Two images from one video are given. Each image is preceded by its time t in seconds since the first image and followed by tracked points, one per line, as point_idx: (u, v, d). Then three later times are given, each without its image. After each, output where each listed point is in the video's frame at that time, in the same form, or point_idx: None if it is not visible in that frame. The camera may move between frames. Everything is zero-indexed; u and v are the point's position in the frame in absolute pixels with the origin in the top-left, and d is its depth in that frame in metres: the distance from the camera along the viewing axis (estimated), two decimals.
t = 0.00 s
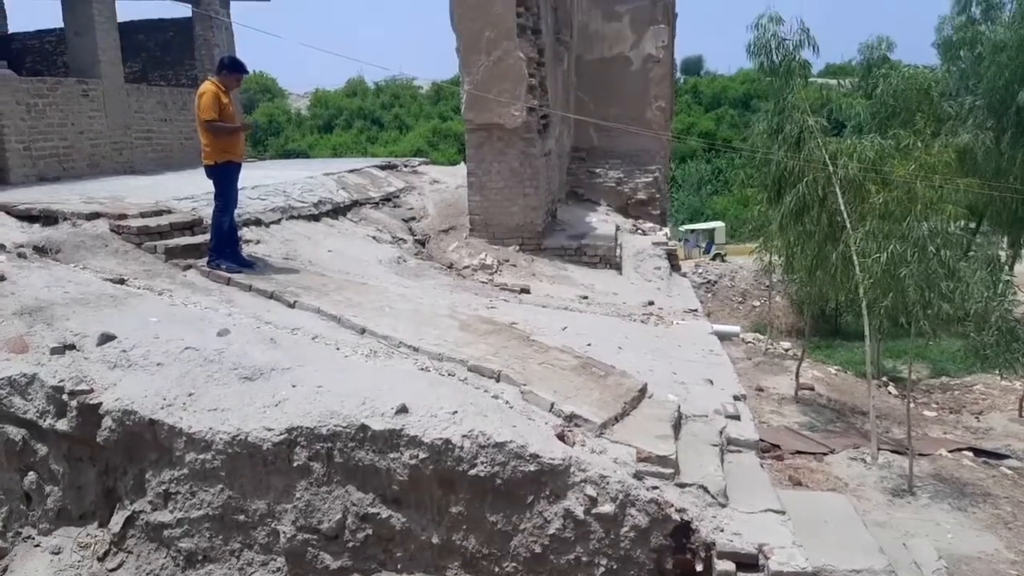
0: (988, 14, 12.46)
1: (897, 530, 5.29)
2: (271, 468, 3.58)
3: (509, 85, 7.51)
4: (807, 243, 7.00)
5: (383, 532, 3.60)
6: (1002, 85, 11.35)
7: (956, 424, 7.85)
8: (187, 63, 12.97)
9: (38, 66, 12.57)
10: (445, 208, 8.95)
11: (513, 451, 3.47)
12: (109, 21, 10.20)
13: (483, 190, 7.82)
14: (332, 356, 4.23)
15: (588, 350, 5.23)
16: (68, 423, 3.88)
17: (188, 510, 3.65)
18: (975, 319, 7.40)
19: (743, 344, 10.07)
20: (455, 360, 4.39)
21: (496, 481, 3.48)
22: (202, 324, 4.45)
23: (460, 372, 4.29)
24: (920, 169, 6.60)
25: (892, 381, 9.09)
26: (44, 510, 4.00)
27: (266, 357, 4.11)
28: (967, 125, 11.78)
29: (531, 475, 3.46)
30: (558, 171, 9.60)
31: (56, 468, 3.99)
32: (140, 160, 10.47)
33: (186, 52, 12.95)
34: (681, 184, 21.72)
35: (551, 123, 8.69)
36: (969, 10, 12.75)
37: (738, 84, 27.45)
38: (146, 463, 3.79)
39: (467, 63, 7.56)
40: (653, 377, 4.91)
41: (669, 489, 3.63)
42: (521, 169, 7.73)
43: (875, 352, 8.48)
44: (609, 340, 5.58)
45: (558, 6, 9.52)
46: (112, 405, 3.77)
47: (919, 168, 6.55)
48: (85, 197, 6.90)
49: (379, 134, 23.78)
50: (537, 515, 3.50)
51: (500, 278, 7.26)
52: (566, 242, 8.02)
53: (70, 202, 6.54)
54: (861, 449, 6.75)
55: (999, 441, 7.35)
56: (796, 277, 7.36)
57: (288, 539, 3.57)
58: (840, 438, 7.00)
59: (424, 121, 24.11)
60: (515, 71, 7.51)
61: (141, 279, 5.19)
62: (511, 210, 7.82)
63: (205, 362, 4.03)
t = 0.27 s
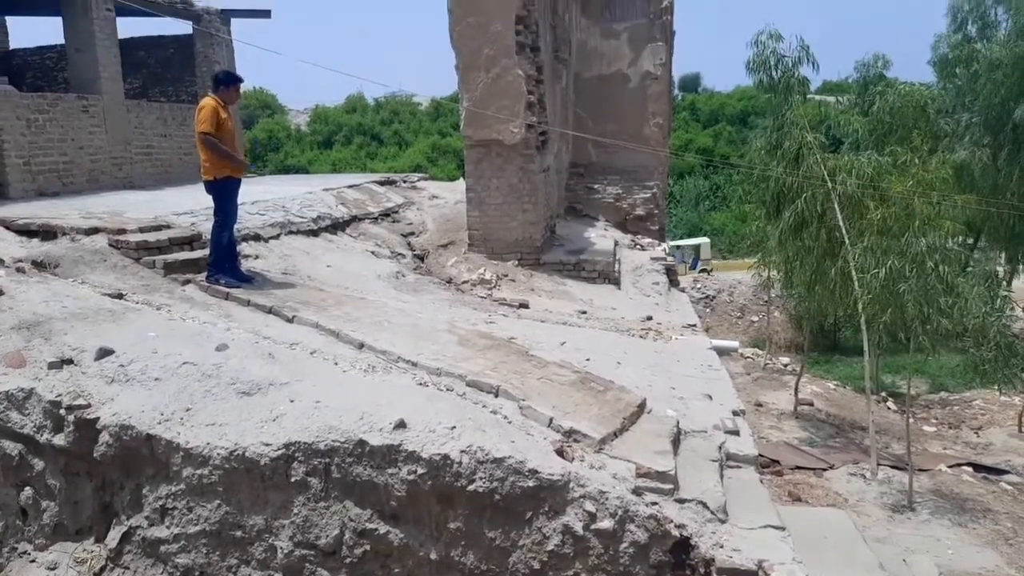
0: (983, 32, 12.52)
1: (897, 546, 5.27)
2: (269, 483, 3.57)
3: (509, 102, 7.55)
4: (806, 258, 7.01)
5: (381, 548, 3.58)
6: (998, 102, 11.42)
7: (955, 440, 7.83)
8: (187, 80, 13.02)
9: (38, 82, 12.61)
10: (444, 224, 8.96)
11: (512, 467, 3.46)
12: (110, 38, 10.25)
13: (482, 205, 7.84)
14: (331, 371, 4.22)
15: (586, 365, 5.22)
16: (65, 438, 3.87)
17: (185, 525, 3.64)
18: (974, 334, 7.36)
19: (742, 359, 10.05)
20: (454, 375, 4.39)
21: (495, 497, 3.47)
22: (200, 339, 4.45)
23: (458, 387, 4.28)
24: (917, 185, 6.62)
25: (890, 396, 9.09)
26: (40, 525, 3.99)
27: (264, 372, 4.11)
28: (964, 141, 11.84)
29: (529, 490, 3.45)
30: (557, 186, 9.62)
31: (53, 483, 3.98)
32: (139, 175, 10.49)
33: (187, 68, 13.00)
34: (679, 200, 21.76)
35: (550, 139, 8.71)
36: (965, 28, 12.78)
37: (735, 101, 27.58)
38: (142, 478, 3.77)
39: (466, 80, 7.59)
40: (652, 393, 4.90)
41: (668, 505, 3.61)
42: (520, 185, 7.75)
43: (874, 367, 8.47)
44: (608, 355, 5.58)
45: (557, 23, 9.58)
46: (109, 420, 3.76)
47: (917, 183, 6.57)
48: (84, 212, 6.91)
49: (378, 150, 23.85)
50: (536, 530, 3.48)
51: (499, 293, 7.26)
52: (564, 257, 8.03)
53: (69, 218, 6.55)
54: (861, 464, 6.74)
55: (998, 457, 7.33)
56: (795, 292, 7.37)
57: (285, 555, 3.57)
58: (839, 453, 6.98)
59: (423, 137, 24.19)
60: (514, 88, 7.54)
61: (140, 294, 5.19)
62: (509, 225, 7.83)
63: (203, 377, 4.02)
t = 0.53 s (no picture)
0: (977, 50, 12.55)
1: (896, 564, 5.25)
2: (264, 501, 3.55)
3: (506, 118, 7.56)
4: (804, 275, 7.01)
5: (377, 566, 3.56)
6: (992, 119, 11.48)
7: (953, 457, 7.82)
8: (185, 96, 13.06)
9: (37, 97, 12.65)
10: (441, 239, 8.97)
11: (509, 484, 3.44)
12: (108, 54, 10.28)
13: (479, 221, 7.85)
14: (327, 387, 4.20)
15: (584, 382, 5.21)
16: (60, 455, 3.86)
17: (179, 543, 3.62)
18: (970, 350, 7.32)
19: (740, 375, 10.04)
20: (451, 391, 4.38)
21: (492, 515, 3.45)
22: (197, 355, 4.44)
23: (455, 404, 4.27)
24: (913, 202, 6.65)
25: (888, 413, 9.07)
26: (34, 543, 4.00)
27: (260, 388, 4.10)
28: (958, 158, 11.90)
29: (527, 508, 3.43)
30: (554, 202, 9.64)
31: (47, 500, 3.98)
32: (137, 191, 10.50)
33: (185, 84, 13.05)
34: (676, 216, 21.81)
35: (547, 155, 8.74)
36: (958, 45, 12.79)
37: (731, 118, 27.71)
38: (137, 496, 3.76)
39: (464, 96, 7.61)
40: (650, 410, 4.89)
41: (666, 523, 3.60)
42: (517, 201, 7.77)
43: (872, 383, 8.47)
44: (606, 372, 5.57)
45: (554, 40, 9.62)
46: (104, 436, 3.75)
47: (913, 200, 6.59)
48: (81, 228, 6.91)
49: (376, 166, 23.92)
50: (533, 549, 3.46)
51: (496, 308, 7.25)
52: (562, 273, 8.03)
53: (66, 233, 6.55)
54: (859, 481, 6.73)
55: (996, 474, 7.32)
56: (792, 308, 7.38)
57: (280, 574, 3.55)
58: (838, 471, 6.97)
59: (421, 153, 24.26)
60: (511, 104, 7.56)
61: (136, 310, 5.18)
62: (507, 241, 7.84)
63: (199, 394, 4.01)
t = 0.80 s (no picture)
0: (975, 66, 12.67)
1: None
2: (262, 519, 3.53)
3: (505, 136, 7.59)
4: (803, 291, 7.01)
5: None
6: (990, 136, 11.52)
7: (954, 474, 7.80)
8: (186, 113, 13.12)
9: (38, 114, 12.70)
10: (441, 255, 8.98)
11: (508, 502, 3.43)
12: (109, 72, 10.32)
13: (479, 237, 7.86)
14: (326, 404, 4.19)
15: (584, 399, 5.19)
16: (58, 473, 3.85)
17: (177, 562, 3.60)
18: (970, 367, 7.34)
19: (740, 392, 10.02)
20: (450, 408, 4.37)
21: (491, 533, 3.43)
22: (196, 372, 4.43)
23: (454, 421, 4.26)
24: (912, 219, 6.64)
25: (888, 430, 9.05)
26: (30, 561, 3.99)
27: (259, 405, 4.09)
28: (957, 175, 11.92)
29: (526, 526, 3.41)
30: (553, 219, 9.65)
31: (44, 518, 3.97)
32: (137, 207, 10.52)
33: (185, 102, 13.10)
34: (675, 232, 21.85)
35: (546, 172, 8.76)
36: (956, 62, 12.93)
37: (729, 134, 27.82)
38: (135, 513, 3.74)
39: (463, 114, 7.64)
40: (650, 427, 4.88)
41: (667, 541, 3.58)
42: (517, 218, 7.78)
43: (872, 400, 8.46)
44: (606, 388, 5.56)
45: (553, 58, 9.67)
46: (102, 454, 3.73)
47: (912, 216, 6.60)
48: (81, 244, 6.92)
49: (375, 183, 23.97)
50: (533, 567, 3.44)
51: (496, 325, 7.25)
52: (561, 289, 8.04)
53: (66, 249, 6.56)
54: (861, 499, 6.70)
55: (998, 491, 7.29)
56: (792, 324, 7.37)
57: None
58: (839, 488, 6.95)
59: (420, 170, 24.32)
60: (510, 122, 7.58)
61: (135, 327, 5.18)
62: (506, 258, 7.85)
63: (197, 411, 4.00)
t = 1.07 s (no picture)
0: (972, 86, 12.75)
1: None
2: (258, 536, 3.52)
3: (505, 152, 7.62)
4: (803, 309, 7.02)
5: None
6: (987, 155, 11.59)
7: (954, 492, 7.77)
8: (187, 128, 13.17)
9: (39, 129, 12.73)
10: (440, 271, 8.99)
11: (506, 520, 3.41)
12: (111, 88, 10.37)
13: (478, 253, 7.86)
14: (324, 420, 4.18)
15: (583, 416, 5.18)
16: (54, 487, 3.83)
17: None
18: (968, 386, 7.34)
19: (739, 409, 10.00)
20: (448, 425, 4.35)
21: (489, 551, 3.41)
22: (194, 387, 4.42)
23: (452, 438, 4.24)
24: (910, 237, 6.66)
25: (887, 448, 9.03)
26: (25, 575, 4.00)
27: (257, 420, 4.07)
28: (955, 194, 11.97)
29: (524, 544, 3.39)
30: (553, 235, 9.67)
31: (39, 533, 3.96)
32: (137, 221, 10.54)
33: (186, 117, 13.15)
34: (674, 250, 21.88)
35: (546, 189, 8.78)
36: (954, 82, 13.02)
37: (728, 152, 27.93)
38: (130, 529, 3.73)
39: (463, 130, 7.67)
40: (649, 444, 4.87)
41: (666, 560, 3.56)
42: (516, 234, 7.79)
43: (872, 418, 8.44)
44: (605, 405, 5.55)
45: (553, 75, 9.72)
46: (98, 468, 3.72)
47: (910, 234, 6.62)
48: (80, 258, 6.92)
49: (375, 199, 24.01)
50: None
51: (494, 341, 7.24)
52: (560, 305, 8.04)
53: (65, 264, 6.56)
54: (861, 518, 6.68)
55: (998, 510, 7.26)
56: (790, 342, 7.36)
57: None
58: (839, 507, 6.92)
59: (420, 186, 24.36)
60: (510, 139, 7.61)
61: (133, 341, 5.17)
62: (505, 274, 7.85)
63: (195, 426, 3.99)
